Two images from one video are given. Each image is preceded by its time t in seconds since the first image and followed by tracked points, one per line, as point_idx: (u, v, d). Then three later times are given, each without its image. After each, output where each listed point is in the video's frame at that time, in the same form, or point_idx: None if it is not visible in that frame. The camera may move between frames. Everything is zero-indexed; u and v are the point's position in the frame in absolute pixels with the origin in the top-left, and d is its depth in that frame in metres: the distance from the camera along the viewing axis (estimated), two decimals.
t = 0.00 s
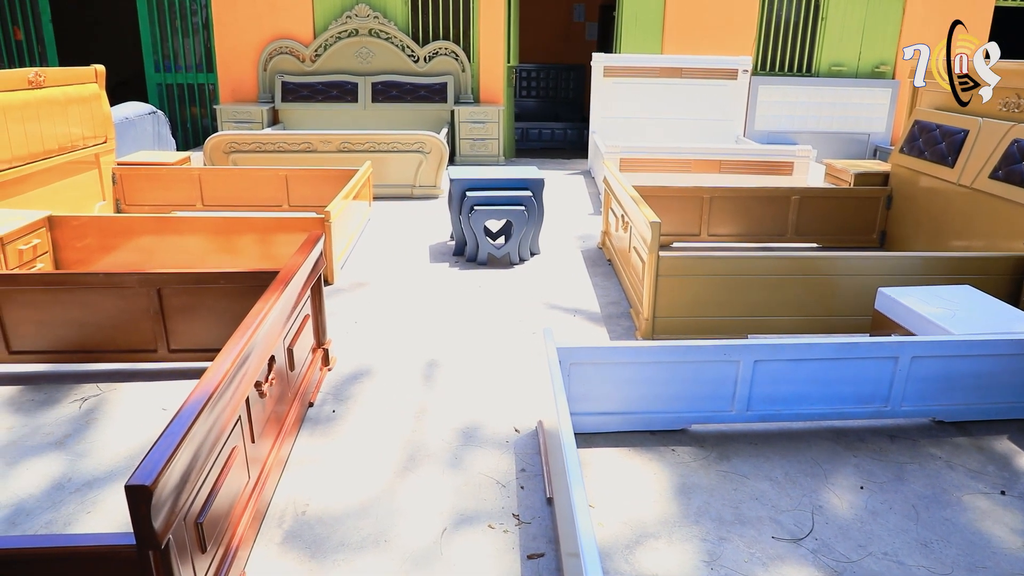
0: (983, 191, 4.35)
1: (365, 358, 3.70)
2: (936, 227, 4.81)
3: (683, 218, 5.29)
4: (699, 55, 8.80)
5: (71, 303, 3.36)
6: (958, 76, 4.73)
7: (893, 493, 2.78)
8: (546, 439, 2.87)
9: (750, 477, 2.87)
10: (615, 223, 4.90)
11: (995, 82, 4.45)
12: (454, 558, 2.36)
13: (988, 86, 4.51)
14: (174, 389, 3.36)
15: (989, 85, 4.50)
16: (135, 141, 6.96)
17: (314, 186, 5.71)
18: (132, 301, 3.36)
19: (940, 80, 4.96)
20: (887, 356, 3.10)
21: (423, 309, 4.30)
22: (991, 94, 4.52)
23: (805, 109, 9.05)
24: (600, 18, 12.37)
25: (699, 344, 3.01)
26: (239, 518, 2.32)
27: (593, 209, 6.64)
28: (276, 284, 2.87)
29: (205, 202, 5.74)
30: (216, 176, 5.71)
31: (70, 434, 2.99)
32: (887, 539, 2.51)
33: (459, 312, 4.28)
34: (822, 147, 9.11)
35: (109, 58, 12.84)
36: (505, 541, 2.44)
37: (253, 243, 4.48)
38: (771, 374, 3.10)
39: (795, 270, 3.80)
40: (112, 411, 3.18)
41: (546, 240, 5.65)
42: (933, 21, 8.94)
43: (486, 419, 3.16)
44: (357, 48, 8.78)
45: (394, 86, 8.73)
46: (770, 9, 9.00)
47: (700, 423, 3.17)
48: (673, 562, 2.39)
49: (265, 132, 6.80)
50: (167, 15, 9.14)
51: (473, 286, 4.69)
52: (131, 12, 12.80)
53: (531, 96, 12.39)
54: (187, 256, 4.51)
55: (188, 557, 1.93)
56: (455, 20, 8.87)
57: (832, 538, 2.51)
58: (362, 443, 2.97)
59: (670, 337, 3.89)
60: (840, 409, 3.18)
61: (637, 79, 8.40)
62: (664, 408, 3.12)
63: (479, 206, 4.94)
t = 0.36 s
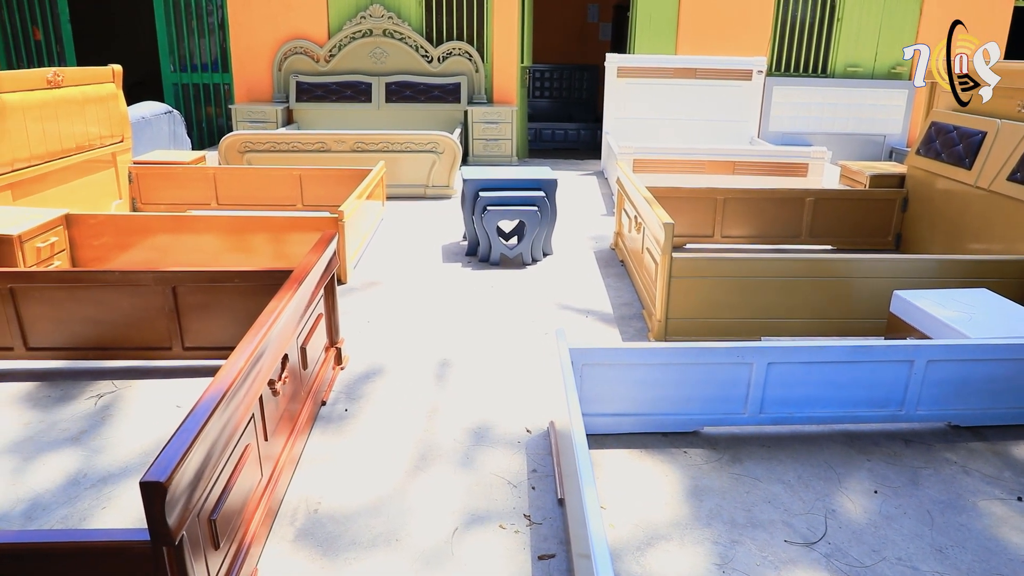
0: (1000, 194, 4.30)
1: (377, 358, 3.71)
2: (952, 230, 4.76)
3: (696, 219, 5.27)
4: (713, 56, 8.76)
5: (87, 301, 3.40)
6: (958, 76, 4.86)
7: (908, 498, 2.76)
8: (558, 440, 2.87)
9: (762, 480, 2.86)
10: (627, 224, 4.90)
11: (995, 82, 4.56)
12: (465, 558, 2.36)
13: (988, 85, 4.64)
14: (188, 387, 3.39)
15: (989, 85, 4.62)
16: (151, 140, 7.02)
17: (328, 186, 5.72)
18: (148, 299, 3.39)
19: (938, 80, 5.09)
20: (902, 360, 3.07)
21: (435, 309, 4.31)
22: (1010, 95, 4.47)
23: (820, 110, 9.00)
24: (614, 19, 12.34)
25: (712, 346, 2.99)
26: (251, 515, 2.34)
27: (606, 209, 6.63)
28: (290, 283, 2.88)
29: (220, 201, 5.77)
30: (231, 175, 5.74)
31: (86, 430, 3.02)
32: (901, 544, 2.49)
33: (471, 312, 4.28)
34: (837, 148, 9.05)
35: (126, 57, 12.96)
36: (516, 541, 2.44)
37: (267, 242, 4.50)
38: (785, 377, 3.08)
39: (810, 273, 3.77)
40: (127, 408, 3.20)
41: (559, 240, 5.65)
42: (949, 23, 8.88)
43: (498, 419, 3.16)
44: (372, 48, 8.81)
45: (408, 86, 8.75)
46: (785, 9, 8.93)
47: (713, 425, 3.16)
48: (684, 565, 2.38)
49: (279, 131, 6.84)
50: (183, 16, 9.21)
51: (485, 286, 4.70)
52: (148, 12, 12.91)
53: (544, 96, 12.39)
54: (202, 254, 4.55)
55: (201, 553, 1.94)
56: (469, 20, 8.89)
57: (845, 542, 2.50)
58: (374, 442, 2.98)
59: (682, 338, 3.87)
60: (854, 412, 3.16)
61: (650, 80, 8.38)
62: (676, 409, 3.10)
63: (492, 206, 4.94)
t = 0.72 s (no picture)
0: (1020, 197, 4.24)
1: (390, 357, 3.72)
2: (970, 233, 4.71)
3: (710, 221, 5.25)
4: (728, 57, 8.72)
5: (104, 298, 3.43)
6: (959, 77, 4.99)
7: (923, 503, 2.73)
8: (570, 441, 2.86)
9: (775, 484, 2.84)
10: (641, 225, 4.88)
11: (995, 82, 4.68)
12: (476, 557, 2.36)
13: (989, 86, 4.75)
14: (203, 384, 3.41)
15: (989, 84, 4.74)
16: (168, 140, 7.08)
17: (342, 186, 5.74)
18: (163, 297, 3.42)
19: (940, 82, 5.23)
20: (917, 364, 3.04)
21: (448, 309, 4.32)
22: None
23: (836, 111, 8.94)
24: (629, 19, 12.32)
25: (725, 348, 2.98)
26: (265, 512, 2.35)
27: (619, 210, 6.61)
28: (304, 282, 2.90)
29: (235, 201, 5.80)
30: (246, 175, 5.76)
31: (101, 427, 3.05)
32: (916, 550, 2.47)
33: (484, 312, 4.29)
34: (853, 150, 8.98)
35: (143, 57, 13.08)
36: (527, 541, 2.44)
37: (281, 241, 4.53)
38: (799, 380, 3.06)
39: (825, 275, 3.74)
40: (143, 405, 3.23)
41: (572, 241, 5.64)
42: (967, 24, 8.80)
43: (511, 419, 3.16)
44: (386, 48, 8.84)
45: (422, 86, 8.78)
46: (801, 10, 8.88)
47: (725, 428, 3.14)
48: (696, 568, 2.37)
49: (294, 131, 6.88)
50: (200, 16, 9.29)
51: (498, 286, 4.70)
52: (164, 12, 13.02)
53: (558, 97, 12.40)
54: (217, 253, 4.58)
55: (215, 550, 1.96)
56: (483, 21, 8.90)
57: (859, 547, 2.47)
58: (387, 442, 2.99)
59: (695, 340, 3.86)
60: (869, 416, 3.13)
61: (665, 81, 8.36)
62: (689, 412, 3.09)
63: (505, 206, 4.95)
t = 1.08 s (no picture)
0: None
1: (406, 358, 3.73)
2: (992, 239, 4.64)
3: (728, 224, 5.22)
4: (746, 59, 8.67)
5: (125, 297, 3.47)
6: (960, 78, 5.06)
7: (942, 512, 2.70)
8: (585, 444, 2.86)
9: (792, 490, 2.82)
10: (658, 228, 4.87)
11: (995, 82, 4.78)
12: (491, 559, 2.36)
13: (988, 85, 4.87)
14: (221, 383, 3.44)
15: (989, 84, 4.85)
16: (188, 141, 7.15)
17: (360, 187, 5.76)
18: (182, 296, 3.45)
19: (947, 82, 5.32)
20: (937, 370, 3.01)
21: (463, 311, 4.33)
22: None
23: (856, 115, 8.86)
24: (647, 22, 12.29)
25: (742, 353, 2.96)
26: (281, 511, 2.37)
27: (636, 214, 6.59)
28: (322, 282, 2.91)
29: (254, 201, 5.84)
30: (265, 176, 5.80)
31: (121, 424, 3.08)
32: (934, 559, 2.44)
33: (500, 314, 4.29)
34: (873, 154, 8.87)
35: (164, 59, 13.22)
36: (542, 544, 2.43)
37: (299, 242, 4.55)
38: (816, 385, 3.03)
39: (845, 280, 3.71)
40: (162, 403, 3.26)
41: (589, 244, 5.63)
42: (989, 27, 8.72)
43: (527, 421, 3.16)
44: (404, 51, 8.88)
45: (439, 88, 8.80)
46: (821, 11, 8.82)
47: (742, 433, 3.12)
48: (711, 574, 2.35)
49: (312, 133, 6.92)
50: (221, 18, 9.38)
51: (514, 288, 4.70)
52: (186, 14, 13.16)
53: (576, 100, 12.42)
54: (235, 253, 4.62)
55: (232, 547, 1.97)
56: (501, 24, 8.92)
57: (877, 555, 2.45)
58: (403, 442, 3.00)
59: (712, 344, 3.84)
60: (888, 423, 3.10)
61: (683, 83, 8.33)
62: (706, 416, 3.08)
63: (522, 209, 4.95)
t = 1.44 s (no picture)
0: None
1: (421, 358, 3.74)
2: (1013, 244, 4.59)
3: (744, 227, 5.20)
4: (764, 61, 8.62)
5: (143, 294, 3.50)
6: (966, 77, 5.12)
7: (960, 519, 2.66)
8: (599, 446, 2.85)
9: (807, 495, 2.79)
10: (673, 230, 4.85)
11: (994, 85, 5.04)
12: (504, 560, 2.36)
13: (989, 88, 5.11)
14: (237, 381, 3.47)
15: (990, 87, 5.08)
16: (206, 140, 7.21)
17: (376, 187, 5.76)
18: (200, 294, 3.48)
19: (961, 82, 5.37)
20: (956, 376, 2.98)
21: (478, 312, 4.33)
22: None
23: (874, 117, 8.77)
24: (664, 23, 12.25)
25: (758, 356, 2.95)
26: (295, 509, 2.38)
27: (651, 215, 6.57)
28: (337, 281, 2.93)
29: (270, 200, 5.87)
30: (282, 175, 5.84)
31: (139, 420, 3.12)
32: (951, 566, 2.41)
33: (514, 315, 4.28)
34: (891, 157, 8.79)
35: (183, 59, 13.35)
36: (555, 545, 2.43)
37: (316, 242, 4.58)
38: (833, 390, 3.01)
39: (862, 284, 3.68)
40: (179, 400, 3.29)
41: (604, 246, 5.62)
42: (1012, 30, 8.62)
43: (540, 422, 3.16)
44: (421, 51, 8.90)
45: (455, 89, 8.81)
46: (839, 14, 8.77)
47: (757, 437, 3.11)
48: None
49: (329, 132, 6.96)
50: (240, 19, 9.46)
51: (529, 289, 4.70)
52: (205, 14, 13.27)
53: (592, 101, 12.44)
54: (252, 251, 4.65)
55: (247, 544, 1.99)
56: (517, 24, 8.93)
57: (893, 562, 2.42)
58: (417, 441, 3.01)
59: (727, 347, 3.82)
60: (905, 429, 3.07)
61: (700, 85, 8.29)
62: (721, 419, 3.06)
63: (537, 210, 4.95)
